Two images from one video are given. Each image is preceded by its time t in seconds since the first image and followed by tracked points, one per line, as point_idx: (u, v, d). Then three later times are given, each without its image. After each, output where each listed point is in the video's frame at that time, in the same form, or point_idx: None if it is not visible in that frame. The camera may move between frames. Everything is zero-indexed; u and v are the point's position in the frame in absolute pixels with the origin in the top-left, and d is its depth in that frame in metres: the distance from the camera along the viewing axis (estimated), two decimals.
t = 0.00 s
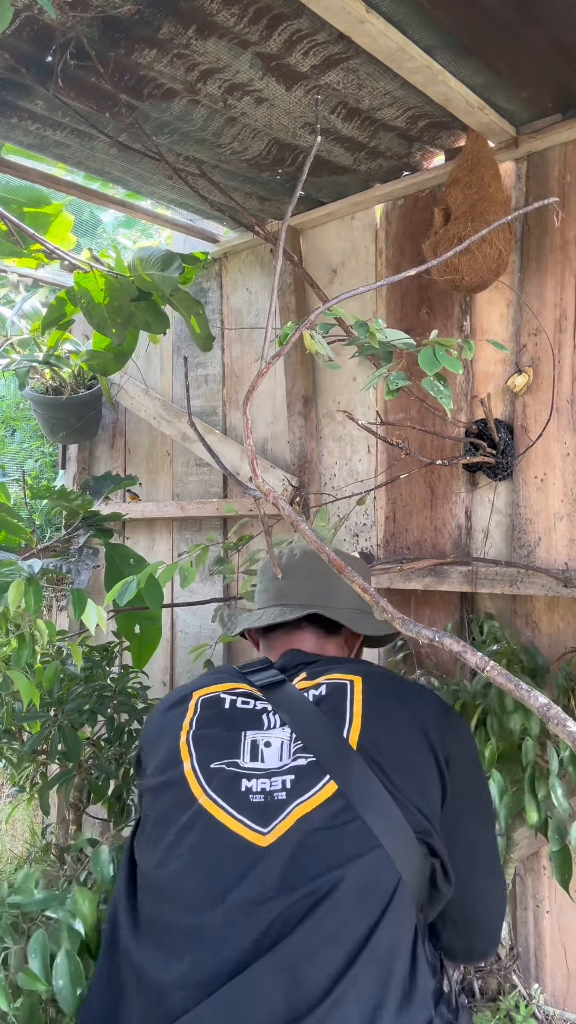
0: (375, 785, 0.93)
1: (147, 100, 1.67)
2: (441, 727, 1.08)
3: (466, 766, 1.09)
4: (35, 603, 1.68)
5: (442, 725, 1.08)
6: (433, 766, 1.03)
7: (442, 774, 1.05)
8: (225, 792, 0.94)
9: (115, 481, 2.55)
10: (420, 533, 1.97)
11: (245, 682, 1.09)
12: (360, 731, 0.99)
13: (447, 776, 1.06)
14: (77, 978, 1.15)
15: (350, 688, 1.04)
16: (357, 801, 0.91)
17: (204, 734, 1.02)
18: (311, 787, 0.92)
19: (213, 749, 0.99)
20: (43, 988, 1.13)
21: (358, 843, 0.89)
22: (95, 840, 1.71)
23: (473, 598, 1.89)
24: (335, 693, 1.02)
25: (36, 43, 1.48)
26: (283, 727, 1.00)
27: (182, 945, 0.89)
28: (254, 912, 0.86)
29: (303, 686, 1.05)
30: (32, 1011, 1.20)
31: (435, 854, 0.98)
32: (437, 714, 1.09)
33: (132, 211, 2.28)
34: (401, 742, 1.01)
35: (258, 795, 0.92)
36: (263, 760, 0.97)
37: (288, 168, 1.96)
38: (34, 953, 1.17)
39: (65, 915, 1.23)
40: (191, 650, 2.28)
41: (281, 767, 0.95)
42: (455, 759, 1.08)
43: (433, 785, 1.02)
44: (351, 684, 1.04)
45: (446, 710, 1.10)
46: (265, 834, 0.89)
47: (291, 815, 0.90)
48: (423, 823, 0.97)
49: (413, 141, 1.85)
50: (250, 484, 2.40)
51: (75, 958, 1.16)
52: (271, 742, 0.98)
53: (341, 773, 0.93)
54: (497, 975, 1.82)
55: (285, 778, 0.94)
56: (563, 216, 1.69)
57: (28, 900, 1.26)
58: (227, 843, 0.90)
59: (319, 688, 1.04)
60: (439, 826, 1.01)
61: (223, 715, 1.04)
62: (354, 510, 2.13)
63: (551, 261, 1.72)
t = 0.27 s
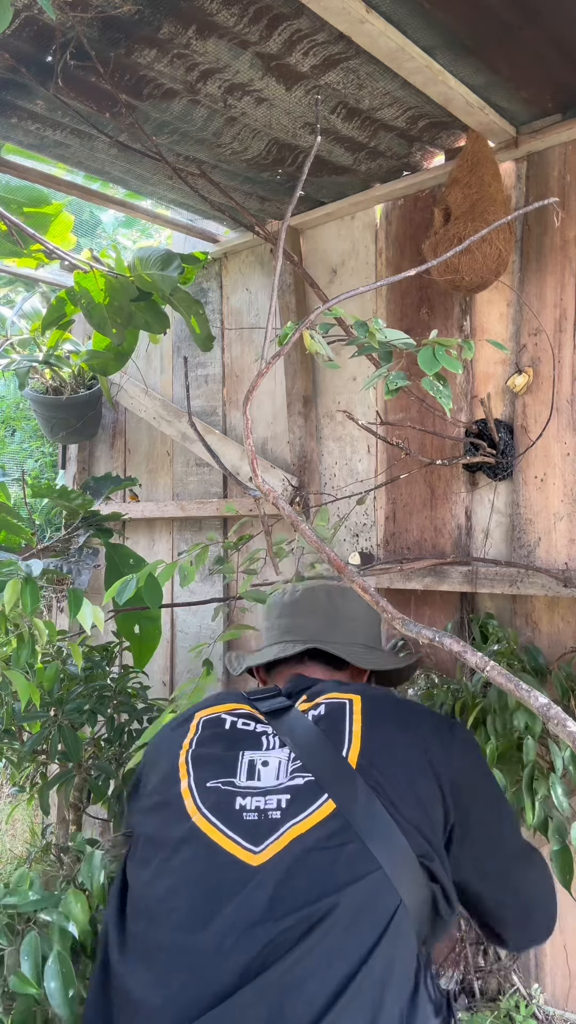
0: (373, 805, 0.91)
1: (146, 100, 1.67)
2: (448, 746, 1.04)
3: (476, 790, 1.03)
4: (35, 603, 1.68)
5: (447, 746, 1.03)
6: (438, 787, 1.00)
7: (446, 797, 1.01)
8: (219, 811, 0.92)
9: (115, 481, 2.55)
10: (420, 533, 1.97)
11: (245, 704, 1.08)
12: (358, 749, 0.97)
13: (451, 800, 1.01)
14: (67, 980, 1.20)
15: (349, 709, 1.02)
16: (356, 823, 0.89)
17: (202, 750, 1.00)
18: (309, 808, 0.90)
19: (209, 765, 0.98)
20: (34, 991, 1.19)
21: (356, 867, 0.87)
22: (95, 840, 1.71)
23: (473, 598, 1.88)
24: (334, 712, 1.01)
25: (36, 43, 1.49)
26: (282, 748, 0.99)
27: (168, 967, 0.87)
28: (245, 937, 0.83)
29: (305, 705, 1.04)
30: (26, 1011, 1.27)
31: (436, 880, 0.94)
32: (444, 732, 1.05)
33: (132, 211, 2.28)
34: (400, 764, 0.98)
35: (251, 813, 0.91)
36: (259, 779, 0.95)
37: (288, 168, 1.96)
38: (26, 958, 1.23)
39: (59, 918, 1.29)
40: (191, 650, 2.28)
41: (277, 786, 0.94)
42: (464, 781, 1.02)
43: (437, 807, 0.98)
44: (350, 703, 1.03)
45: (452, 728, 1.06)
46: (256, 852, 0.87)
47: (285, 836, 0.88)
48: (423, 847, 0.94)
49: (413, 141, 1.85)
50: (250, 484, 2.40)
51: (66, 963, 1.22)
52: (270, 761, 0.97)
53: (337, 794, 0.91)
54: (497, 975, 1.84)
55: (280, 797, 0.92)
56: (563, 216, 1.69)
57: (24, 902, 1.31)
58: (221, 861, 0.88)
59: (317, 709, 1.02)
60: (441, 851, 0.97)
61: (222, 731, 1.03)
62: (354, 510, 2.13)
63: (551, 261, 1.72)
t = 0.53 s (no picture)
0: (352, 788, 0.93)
1: (147, 100, 1.67)
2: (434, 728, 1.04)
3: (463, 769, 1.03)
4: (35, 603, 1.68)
5: (431, 726, 1.04)
6: (421, 769, 1.01)
7: (429, 777, 1.02)
8: (205, 797, 0.97)
9: (115, 481, 2.55)
10: (420, 533, 1.97)
11: (240, 699, 1.13)
12: (338, 732, 0.99)
13: (435, 779, 1.02)
14: (74, 961, 1.22)
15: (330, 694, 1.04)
16: (334, 805, 0.92)
17: (193, 743, 1.06)
18: (289, 791, 0.94)
19: (200, 757, 1.03)
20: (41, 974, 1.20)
21: (335, 847, 0.89)
22: (95, 839, 1.71)
23: (473, 598, 1.88)
24: (314, 698, 1.03)
25: (37, 43, 1.48)
26: (267, 736, 1.03)
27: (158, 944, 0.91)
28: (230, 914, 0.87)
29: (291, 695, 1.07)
30: (27, 1010, 1.26)
31: (418, 859, 0.96)
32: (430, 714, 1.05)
33: (132, 211, 2.28)
34: (382, 748, 0.99)
35: (234, 798, 0.95)
36: (243, 767, 0.99)
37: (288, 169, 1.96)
38: (31, 943, 1.25)
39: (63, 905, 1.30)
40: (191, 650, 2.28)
41: (261, 773, 0.97)
42: (451, 762, 1.03)
43: (420, 789, 0.99)
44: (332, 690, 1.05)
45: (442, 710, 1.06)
46: (237, 833, 0.91)
47: (266, 818, 0.92)
48: (404, 828, 0.95)
49: (413, 141, 1.85)
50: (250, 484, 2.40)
51: (71, 945, 1.23)
52: (253, 749, 1.01)
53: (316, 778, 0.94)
54: (497, 975, 1.82)
55: (262, 784, 0.96)
56: (563, 216, 1.69)
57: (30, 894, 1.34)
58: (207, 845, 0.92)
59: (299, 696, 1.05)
60: (424, 830, 0.98)
61: (211, 724, 1.08)
62: (354, 510, 2.13)
63: (551, 261, 1.72)
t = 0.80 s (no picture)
0: (344, 782, 0.94)
1: (147, 100, 1.67)
2: (432, 726, 1.04)
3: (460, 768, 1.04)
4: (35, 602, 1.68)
5: (429, 725, 1.04)
6: (417, 766, 1.01)
7: (428, 776, 1.02)
8: (203, 792, 0.99)
9: (115, 481, 2.55)
10: (420, 533, 1.97)
11: (246, 700, 1.15)
12: (335, 728, 1.00)
13: (433, 778, 1.02)
14: (81, 951, 1.21)
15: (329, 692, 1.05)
16: (328, 800, 0.92)
17: (196, 740, 1.08)
18: (284, 788, 0.95)
19: (202, 754, 1.05)
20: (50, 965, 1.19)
21: (327, 842, 0.90)
22: (95, 839, 1.71)
23: (473, 598, 1.89)
24: (313, 698, 1.04)
25: (37, 42, 1.49)
26: (266, 734, 1.04)
27: (154, 934, 0.92)
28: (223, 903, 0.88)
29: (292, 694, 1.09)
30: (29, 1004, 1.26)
31: (413, 858, 0.96)
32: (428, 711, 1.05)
33: (132, 211, 2.28)
34: (378, 744, 0.99)
35: (230, 793, 0.97)
36: (242, 763, 1.01)
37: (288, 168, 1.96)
38: (36, 936, 1.23)
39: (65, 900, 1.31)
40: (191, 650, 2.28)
41: (257, 769, 0.99)
42: (449, 761, 1.03)
43: (417, 785, 0.99)
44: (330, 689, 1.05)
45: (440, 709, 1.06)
46: (231, 827, 0.93)
47: (259, 813, 0.93)
48: (398, 826, 0.95)
49: (413, 141, 1.85)
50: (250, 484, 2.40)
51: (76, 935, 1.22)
52: (252, 746, 1.03)
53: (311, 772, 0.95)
54: (497, 976, 1.81)
55: (257, 780, 0.97)
56: (563, 216, 1.69)
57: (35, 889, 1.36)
58: (207, 838, 0.94)
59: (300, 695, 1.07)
60: (420, 829, 0.98)
61: (215, 723, 1.10)
62: (354, 510, 2.13)
63: (551, 261, 1.72)
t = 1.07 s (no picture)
0: (353, 777, 0.94)
1: (146, 100, 1.67)
2: (442, 720, 1.03)
3: (475, 756, 1.02)
4: (34, 603, 1.68)
5: (440, 715, 1.04)
6: (428, 759, 1.00)
7: (441, 766, 1.02)
8: (219, 788, 1.00)
9: (115, 481, 2.55)
10: (420, 533, 1.97)
11: (259, 701, 1.14)
12: (344, 725, 1.00)
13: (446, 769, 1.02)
14: (99, 950, 1.21)
15: (339, 689, 1.05)
16: (338, 792, 0.93)
17: (213, 739, 1.09)
18: (296, 782, 0.95)
19: (219, 752, 1.06)
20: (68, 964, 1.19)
21: (338, 833, 0.90)
22: (94, 839, 1.71)
23: (473, 598, 1.89)
24: (323, 694, 1.05)
25: (36, 42, 1.49)
26: (280, 731, 1.04)
27: (168, 925, 0.93)
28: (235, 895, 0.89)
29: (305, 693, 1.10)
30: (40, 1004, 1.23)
31: (425, 849, 0.96)
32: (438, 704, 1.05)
33: (132, 211, 2.28)
34: (387, 739, 1.00)
35: (245, 789, 0.98)
36: (256, 760, 1.02)
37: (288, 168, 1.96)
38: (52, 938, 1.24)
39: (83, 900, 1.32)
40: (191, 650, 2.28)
41: (271, 765, 1.00)
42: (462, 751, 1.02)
43: (428, 778, 0.99)
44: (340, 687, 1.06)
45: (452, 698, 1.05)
46: (243, 821, 0.94)
47: (271, 807, 0.94)
48: (408, 818, 0.95)
49: (413, 141, 1.85)
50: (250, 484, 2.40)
51: (93, 936, 1.22)
52: (266, 743, 1.03)
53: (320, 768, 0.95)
54: (497, 975, 1.82)
55: (271, 775, 0.98)
56: (563, 215, 1.69)
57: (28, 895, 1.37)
58: (221, 832, 0.95)
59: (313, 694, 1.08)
60: (433, 820, 0.98)
61: (230, 722, 1.11)
62: (354, 510, 2.13)
63: (551, 261, 1.72)
